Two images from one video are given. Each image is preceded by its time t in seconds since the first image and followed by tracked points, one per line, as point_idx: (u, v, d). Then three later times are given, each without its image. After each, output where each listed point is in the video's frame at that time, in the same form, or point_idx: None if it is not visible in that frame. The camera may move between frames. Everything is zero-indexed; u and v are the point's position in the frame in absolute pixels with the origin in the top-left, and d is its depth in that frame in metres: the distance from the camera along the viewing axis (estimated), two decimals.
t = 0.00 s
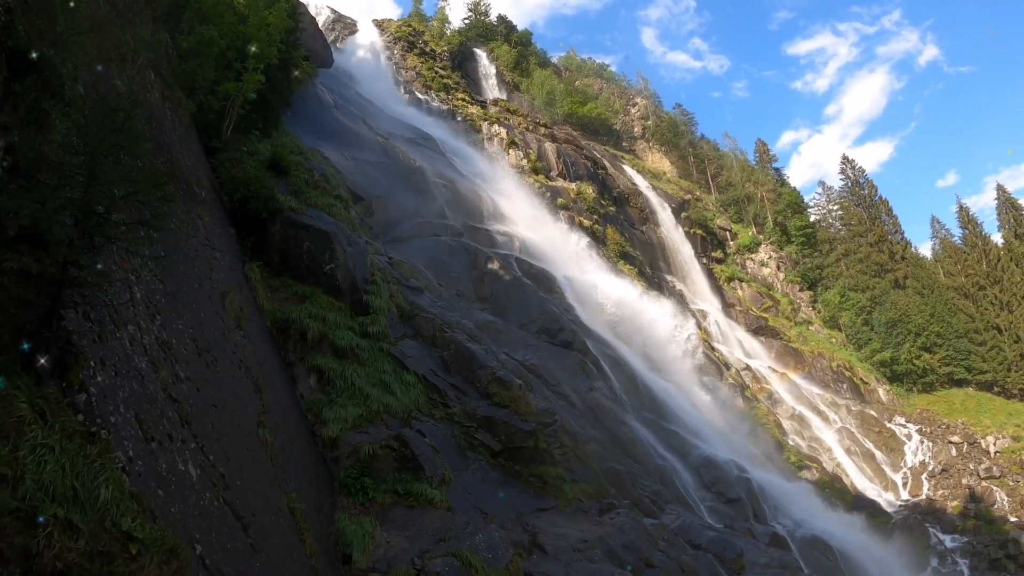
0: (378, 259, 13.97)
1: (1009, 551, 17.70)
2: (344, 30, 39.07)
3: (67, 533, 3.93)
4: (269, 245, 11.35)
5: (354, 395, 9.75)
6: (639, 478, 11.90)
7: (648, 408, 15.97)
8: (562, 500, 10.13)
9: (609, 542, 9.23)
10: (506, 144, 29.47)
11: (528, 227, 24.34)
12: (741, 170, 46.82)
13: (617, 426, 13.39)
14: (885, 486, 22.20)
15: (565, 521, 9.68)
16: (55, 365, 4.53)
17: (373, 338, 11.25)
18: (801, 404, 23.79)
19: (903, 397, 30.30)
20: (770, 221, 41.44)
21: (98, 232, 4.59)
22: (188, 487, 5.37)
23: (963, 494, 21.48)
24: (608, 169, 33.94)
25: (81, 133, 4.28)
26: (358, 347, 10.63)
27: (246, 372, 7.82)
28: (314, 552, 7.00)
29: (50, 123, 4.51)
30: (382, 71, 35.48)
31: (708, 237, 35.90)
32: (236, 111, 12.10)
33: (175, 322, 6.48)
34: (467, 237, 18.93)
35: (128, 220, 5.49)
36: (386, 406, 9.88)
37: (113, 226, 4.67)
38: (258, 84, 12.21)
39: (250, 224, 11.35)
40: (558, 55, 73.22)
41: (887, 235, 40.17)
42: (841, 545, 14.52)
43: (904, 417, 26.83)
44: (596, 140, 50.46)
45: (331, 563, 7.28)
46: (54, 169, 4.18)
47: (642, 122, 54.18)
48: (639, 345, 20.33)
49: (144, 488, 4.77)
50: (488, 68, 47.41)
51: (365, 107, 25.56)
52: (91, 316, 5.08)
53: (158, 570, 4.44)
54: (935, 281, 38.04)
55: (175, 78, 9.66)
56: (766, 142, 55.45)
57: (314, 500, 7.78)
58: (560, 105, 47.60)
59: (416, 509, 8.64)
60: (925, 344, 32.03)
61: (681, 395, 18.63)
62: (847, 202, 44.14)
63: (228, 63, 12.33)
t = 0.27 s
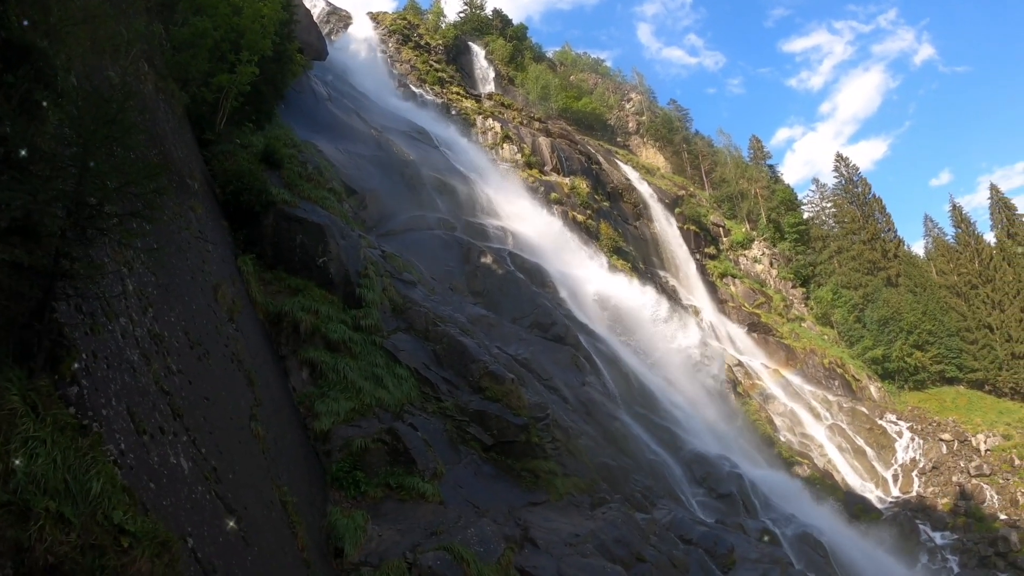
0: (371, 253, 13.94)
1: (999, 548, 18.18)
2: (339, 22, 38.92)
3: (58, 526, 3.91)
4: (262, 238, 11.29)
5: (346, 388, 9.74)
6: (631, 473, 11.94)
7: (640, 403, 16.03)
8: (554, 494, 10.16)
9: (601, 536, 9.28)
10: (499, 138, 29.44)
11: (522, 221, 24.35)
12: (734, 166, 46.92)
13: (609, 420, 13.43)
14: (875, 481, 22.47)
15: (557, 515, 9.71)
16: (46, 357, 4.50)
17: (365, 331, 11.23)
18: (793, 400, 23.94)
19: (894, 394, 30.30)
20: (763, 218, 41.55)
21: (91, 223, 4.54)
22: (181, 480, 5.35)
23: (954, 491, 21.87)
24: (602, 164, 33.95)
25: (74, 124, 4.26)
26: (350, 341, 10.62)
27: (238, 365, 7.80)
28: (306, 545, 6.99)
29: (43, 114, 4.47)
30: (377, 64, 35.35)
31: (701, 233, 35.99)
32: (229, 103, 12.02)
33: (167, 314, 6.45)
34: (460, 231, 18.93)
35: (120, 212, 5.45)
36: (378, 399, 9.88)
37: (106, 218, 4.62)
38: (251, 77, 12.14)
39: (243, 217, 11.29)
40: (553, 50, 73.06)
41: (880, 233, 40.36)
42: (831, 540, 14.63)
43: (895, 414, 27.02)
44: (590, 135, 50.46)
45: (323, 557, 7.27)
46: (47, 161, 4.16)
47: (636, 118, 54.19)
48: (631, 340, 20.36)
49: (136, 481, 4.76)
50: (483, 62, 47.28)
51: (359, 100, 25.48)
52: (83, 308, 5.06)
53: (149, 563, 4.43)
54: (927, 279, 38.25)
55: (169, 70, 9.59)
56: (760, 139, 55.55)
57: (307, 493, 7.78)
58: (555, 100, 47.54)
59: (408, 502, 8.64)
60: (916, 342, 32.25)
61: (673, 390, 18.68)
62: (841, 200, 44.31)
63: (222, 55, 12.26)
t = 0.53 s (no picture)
0: (365, 246, 13.89)
1: (989, 546, 18.60)
2: (334, 15, 38.69)
3: (50, 520, 3.89)
4: (255, 231, 11.25)
5: (339, 382, 9.72)
6: (624, 468, 11.98)
7: (633, 398, 16.08)
8: (546, 489, 10.18)
9: (593, 531, 9.32)
10: (494, 132, 29.37)
11: (516, 215, 24.33)
12: (729, 162, 46.98)
13: (601, 415, 13.46)
14: (867, 478, 22.59)
15: (549, 510, 9.73)
16: (38, 349, 4.46)
17: (359, 325, 11.20)
18: (785, 395, 24.07)
19: (886, 391, 30.62)
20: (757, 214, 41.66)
21: (83, 216, 4.48)
22: (173, 474, 5.33)
23: (945, 487, 22.11)
24: (597, 159, 33.93)
25: (69, 116, 4.24)
26: (343, 334, 10.59)
27: (231, 358, 7.77)
28: (299, 539, 6.99)
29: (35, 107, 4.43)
30: (371, 56, 35.17)
31: (695, 229, 36.06)
32: (223, 95, 11.94)
33: (160, 307, 6.41)
34: (454, 224, 18.91)
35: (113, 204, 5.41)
36: (370, 393, 9.86)
37: (98, 211, 4.56)
38: (246, 69, 12.05)
39: (236, 210, 11.25)
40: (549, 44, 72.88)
41: (873, 231, 40.51)
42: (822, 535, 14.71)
43: (887, 410, 27.21)
44: (585, 130, 50.43)
45: (315, 550, 7.27)
46: (39, 152, 4.12)
47: (631, 113, 54.15)
48: (624, 335, 20.40)
49: (129, 474, 4.74)
50: (478, 55, 47.09)
51: (354, 93, 25.37)
52: (76, 301, 5.03)
53: (142, 557, 4.41)
54: (920, 277, 38.50)
55: (162, 61, 9.51)
56: (754, 135, 55.63)
57: (299, 486, 7.77)
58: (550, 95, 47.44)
59: (400, 496, 8.65)
60: (909, 339, 32.46)
61: (665, 385, 18.73)
62: (835, 197, 44.46)
63: (216, 47, 12.17)
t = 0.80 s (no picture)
0: (359, 239, 13.85)
1: (981, 541, 18.92)
2: (328, 7, 38.40)
3: (43, 513, 3.89)
4: (249, 223, 11.24)
5: (332, 375, 9.70)
6: (617, 462, 12.03)
7: (626, 392, 16.13)
8: (540, 482, 10.17)
9: (587, 525, 9.36)
10: (488, 125, 29.29)
11: (510, 208, 24.31)
12: (723, 157, 47.01)
13: (595, 409, 13.50)
14: (859, 473, 22.56)
15: (543, 503, 9.76)
16: (31, 343, 4.44)
17: (352, 318, 11.17)
18: (778, 390, 24.21)
19: (879, 386, 30.93)
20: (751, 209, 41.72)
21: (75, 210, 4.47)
22: (166, 468, 5.32)
23: (938, 483, 22.29)
24: (592, 153, 33.89)
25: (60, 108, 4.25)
26: (337, 327, 10.56)
27: (224, 351, 7.75)
28: (292, 532, 6.99)
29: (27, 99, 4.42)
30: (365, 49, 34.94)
31: (690, 223, 36.10)
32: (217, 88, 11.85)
33: (153, 300, 6.38)
34: (448, 218, 18.89)
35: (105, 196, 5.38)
36: (364, 386, 9.84)
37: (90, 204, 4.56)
38: (240, 61, 11.97)
39: (230, 203, 11.25)
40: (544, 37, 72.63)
41: (867, 227, 40.63)
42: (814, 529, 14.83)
43: (879, 406, 27.40)
44: (580, 125, 50.36)
45: (309, 544, 7.27)
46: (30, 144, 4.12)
47: (626, 107, 54.09)
48: (618, 329, 20.43)
49: (122, 468, 4.73)
50: (474, 48, 46.89)
51: (348, 86, 25.24)
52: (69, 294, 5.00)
53: (136, 551, 4.42)
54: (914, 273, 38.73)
55: (156, 53, 9.43)
56: (749, 130, 55.66)
57: (293, 480, 7.77)
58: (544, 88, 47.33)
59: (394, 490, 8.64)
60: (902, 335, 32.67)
61: (658, 379, 18.77)
62: (829, 192, 44.59)
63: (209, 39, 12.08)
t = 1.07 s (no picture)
0: (353, 232, 13.81)
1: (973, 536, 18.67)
2: None
3: (36, 506, 3.87)
4: (242, 216, 11.23)
5: (326, 367, 9.69)
6: (611, 455, 12.06)
7: (620, 385, 16.16)
8: (533, 475, 10.18)
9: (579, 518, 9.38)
10: (483, 118, 29.20)
11: (504, 201, 24.27)
12: (718, 151, 47.06)
13: (588, 402, 13.54)
14: (852, 468, 22.84)
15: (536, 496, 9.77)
16: (24, 336, 4.42)
17: (346, 311, 11.13)
18: (771, 384, 24.34)
19: (872, 381, 31.14)
20: (746, 203, 41.80)
21: (68, 201, 4.54)
22: (159, 461, 5.30)
23: (929, 477, 22.42)
24: (586, 147, 33.88)
25: (53, 100, 4.31)
26: (331, 320, 10.53)
27: (217, 344, 7.72)
28: (285, 525, 6.98)
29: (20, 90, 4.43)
30: (360, 41, 34.74)
31: (683, 217, 36.17)
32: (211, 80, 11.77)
33: (146, 293, 6.34)
34: (442, 211, 18.85)
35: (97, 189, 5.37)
36: (358, 379, 9.83)
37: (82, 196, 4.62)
38: (234, 54, 11.90)
39: (223, 195, 11.23)
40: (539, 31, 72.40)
41: (861, 222, 40.63)
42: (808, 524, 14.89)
43: (872, 400, 27.56)
44: (575, 118, 50.33)
45: (302, 537, 7.27)
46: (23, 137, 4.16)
47: (621, 101, 54.06)
48: (612, 323, 20.47)
49: (115, 461, 4.71)
50: (469, 41, 46.72)
51: (343, 78, 25.10)
52: (62, 286, 4.97)
53: (128, 544, 4.40)
54: (907, 269, 38.93)
55: (149, 44, 9.35)
56: (744, 125, 55.73)
57: (286, 473, 7.77)
58: (539, 82, 47.30)
59: (388, 482, 8.62)
60: (896, 330, 32.69)
61: (652, 373, 18.83)
62: (823, 187, 44.70)
63: (203, 31, 12.00)
